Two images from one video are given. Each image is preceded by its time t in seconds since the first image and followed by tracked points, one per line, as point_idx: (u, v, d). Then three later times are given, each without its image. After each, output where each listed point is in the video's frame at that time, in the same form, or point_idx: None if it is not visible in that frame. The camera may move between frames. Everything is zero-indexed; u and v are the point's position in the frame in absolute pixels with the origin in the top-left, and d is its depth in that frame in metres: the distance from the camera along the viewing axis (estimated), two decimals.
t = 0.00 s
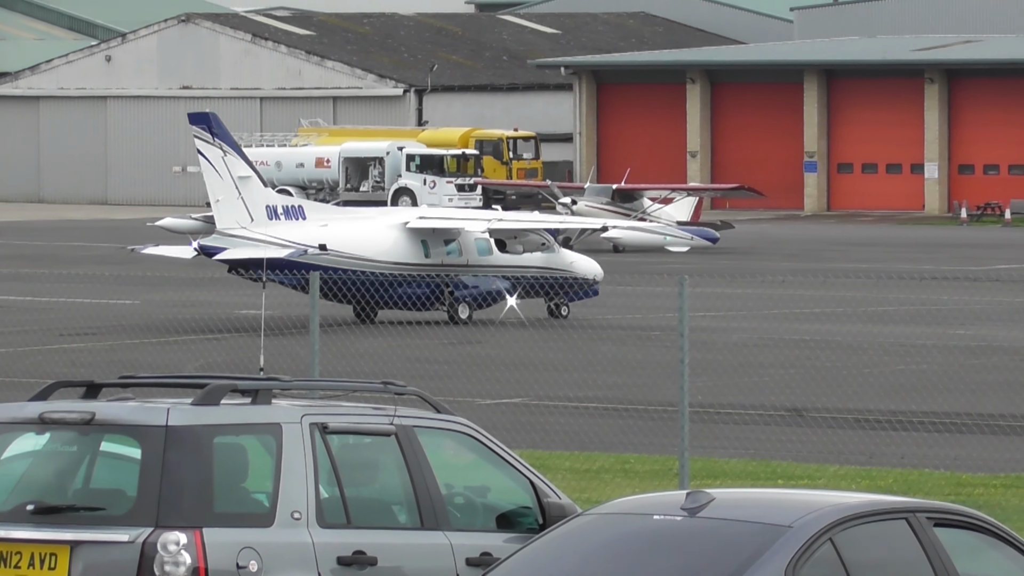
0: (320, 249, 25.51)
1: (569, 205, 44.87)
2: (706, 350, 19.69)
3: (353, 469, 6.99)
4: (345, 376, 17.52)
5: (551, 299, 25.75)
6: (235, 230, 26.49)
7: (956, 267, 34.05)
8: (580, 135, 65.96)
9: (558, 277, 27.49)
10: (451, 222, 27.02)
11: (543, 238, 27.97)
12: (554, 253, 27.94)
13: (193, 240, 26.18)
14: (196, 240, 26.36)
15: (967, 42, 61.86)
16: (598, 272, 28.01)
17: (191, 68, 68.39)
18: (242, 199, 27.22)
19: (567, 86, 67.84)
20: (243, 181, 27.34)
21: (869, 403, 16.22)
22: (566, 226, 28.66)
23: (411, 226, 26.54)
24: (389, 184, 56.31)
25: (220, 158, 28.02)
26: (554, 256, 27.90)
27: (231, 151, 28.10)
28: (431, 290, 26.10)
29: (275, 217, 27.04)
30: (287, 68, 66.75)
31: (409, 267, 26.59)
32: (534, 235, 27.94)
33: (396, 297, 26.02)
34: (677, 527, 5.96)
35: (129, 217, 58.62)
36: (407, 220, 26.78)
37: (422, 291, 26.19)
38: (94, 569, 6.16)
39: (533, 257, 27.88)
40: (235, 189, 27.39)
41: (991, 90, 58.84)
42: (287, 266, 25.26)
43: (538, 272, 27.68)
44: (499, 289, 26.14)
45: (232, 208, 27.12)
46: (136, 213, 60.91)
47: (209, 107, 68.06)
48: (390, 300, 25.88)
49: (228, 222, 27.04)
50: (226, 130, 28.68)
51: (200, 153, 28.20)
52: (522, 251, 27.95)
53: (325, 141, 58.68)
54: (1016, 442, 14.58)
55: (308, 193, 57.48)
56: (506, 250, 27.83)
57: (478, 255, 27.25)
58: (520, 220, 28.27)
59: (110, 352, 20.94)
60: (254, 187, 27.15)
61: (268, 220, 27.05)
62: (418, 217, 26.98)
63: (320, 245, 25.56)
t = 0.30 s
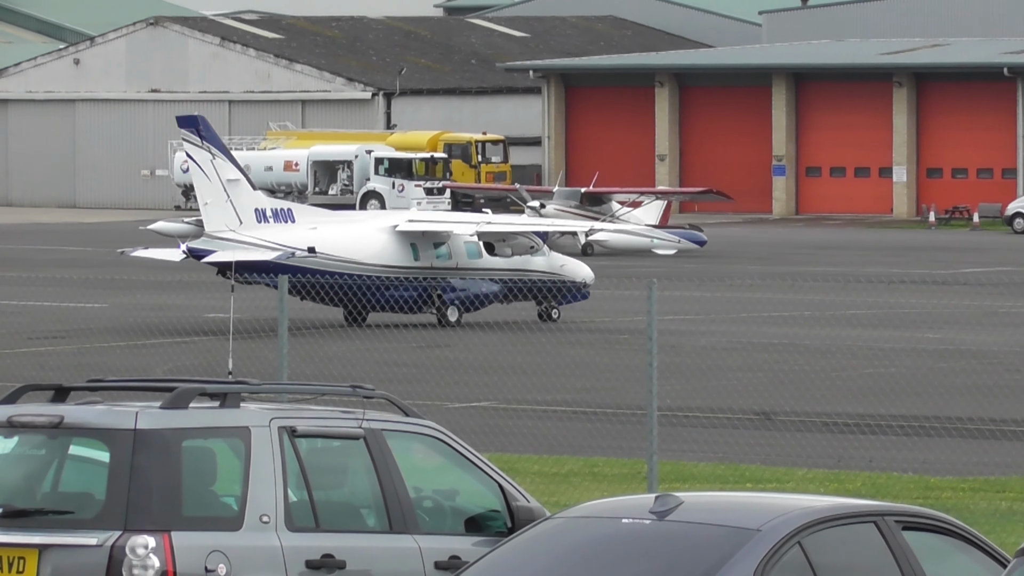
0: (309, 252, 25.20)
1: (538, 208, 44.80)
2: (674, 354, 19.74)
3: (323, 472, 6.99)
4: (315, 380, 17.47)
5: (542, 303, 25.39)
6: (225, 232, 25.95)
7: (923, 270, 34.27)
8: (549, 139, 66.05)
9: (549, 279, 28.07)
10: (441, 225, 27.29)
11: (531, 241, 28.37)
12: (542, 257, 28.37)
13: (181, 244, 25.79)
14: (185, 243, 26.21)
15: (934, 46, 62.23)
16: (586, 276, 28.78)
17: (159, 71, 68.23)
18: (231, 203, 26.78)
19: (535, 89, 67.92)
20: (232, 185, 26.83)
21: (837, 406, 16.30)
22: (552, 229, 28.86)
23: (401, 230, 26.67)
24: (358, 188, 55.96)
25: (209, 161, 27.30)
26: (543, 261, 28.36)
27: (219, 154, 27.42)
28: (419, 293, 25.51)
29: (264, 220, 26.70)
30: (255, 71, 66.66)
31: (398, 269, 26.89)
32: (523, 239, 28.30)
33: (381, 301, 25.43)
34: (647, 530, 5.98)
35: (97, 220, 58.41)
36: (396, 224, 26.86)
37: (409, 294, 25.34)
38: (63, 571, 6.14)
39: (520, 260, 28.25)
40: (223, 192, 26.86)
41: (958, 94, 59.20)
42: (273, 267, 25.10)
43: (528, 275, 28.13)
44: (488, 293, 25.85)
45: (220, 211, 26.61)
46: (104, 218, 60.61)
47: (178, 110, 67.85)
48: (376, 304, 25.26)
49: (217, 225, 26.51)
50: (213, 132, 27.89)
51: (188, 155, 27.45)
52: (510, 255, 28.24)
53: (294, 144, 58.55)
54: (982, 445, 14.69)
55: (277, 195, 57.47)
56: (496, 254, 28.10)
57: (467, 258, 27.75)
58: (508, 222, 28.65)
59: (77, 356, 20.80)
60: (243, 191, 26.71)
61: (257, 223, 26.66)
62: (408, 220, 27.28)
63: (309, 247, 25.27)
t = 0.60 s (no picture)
0: (309, 254, 25.56)
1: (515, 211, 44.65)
2: (651, 356, 19.74)
3: (299, 474, 6.98)
4: (292, 383, 17.44)
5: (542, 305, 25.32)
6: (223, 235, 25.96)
7: (903, 273, 34.32)
8: (526, 141, 66.09)
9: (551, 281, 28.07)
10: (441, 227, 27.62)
11: (530, 243, 28.39)
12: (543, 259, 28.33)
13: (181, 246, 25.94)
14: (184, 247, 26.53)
15: (912, 49, 62.42)
16: (589, 278, 28.55)
17: (137, 74, 68.06)
18: (230, 205, 26.84)
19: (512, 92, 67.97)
20: (230, 187, 26.88)
21: (816, 409, 16.32)
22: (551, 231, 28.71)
23: (400, 232, 26.93)
24: (336, 191, 55.82)
25: (208, 164, 27.36)
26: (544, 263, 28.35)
27: (218, 157, 27.48)
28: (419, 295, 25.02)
29: (263, 222, 26.65)
30: (233, 74, 66.55)
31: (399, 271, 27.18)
32: (521, 241, 28.32)
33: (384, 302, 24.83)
34: (626, 533, 6.00)
35: (74, 223, 58.19)
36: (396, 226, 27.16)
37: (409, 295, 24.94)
38: None
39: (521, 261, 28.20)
40: (222, 195, 26.90)
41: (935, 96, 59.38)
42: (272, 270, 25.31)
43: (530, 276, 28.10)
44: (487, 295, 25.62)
45: (219, 214, 26.65)
46: (81, 220, 60.45)
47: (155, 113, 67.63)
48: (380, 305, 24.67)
49: (216, 227, 26.56)
50: (211, 134, 27.95)
51: (186, 157, 27.51)
52: (510, 256, 28.21)
53: (271, 147, 58.49)
54: (959, 447, 14.75)
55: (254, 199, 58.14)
56: (495, 255, 28.07)
57: (468, 259, 27.79)
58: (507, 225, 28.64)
59: (54, 359, 20.75)
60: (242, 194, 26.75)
61: (256, 225, 26.64)
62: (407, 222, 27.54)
63: (309, 250, 25.59)
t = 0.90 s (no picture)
0: (315, 256, 25.74)
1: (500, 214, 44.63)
2: (635, 358, 19.73)
3: (282, 476, 6.98)
4: (274, 385, 17.42)
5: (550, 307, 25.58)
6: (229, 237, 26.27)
7: (887, 275, 34.35)
8: (509, 143, 66.13)
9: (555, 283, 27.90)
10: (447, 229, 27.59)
11: (537, 245, 28.20)
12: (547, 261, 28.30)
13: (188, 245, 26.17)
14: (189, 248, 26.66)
15: (894, 50, 62.54)
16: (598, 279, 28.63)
17: (119, 76, 67.92)
18: (236, 207, 26.93)
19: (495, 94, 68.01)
20: (236, 189, 27.02)
21: (798, 411, 16.33)
22: (557, 233, 28.47)
23: (406, 234, 26.99)
24: (318, 193, 56.60)
25: (214, 166, 27.48)
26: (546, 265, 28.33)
27: (224, 159, 27.59)
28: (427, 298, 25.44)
29: (269, 224, 26.68)
30: (215, 76, 66.48)
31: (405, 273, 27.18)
32: (528, 243, 28.10)
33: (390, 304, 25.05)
34: (607, 535, 6.02)
35: (54, 225, 58.01)
36: (403, 228, 27.22)
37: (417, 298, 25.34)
38: None
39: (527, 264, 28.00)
40: (228, 197, 27.02)
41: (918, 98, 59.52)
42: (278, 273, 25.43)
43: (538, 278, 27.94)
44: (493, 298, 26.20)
45: (225, 216, 26.77)
46: (63, 222, 60.43)
47: (138, 116, 67.49)
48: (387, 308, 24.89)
49: (222, 230, 26.68)
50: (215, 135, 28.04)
51: (191, 159, 27.58)
52: (516, 258, 27.88)
53: (254, 149, 58.46)
54: (942, 449, 14.77)
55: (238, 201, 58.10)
56: (501, 257, 27.64)
57: (474, 261, 27.45)
58: (514, 227, 28.34)
59: (38, 361, 20.70)
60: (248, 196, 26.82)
61: (263, 227, 26.65)
62: (413, 225, 27.58)
63: (315, 252, 25.80)
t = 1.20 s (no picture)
0: (322, 259, 25.97)
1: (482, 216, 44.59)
2: (615, 361, 19.72)
3: (263, 480, 6.98)
4: (256, 387, 17.40)
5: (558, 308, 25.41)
6: (236, 240, 26.89)
7: (868, 277, 34.44)
8: (490, 146, 66.15)
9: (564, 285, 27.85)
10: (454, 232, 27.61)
11: (542, 247, 28.48)
12: (552, 263, 28.60)
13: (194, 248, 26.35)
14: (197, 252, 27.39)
15: (875, 53, 62.73)
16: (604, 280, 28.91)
17: (101, 79, 67.77)
18: (242, 210, 27.53)
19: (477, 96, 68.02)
20: (242, 192, 27.65)
21: (779, 413, 16.32)
22: (563, 234, 28.63)
23: (413, 236, 26.92)
24: (299, 195, 56.23)
25: (220, 169, 28.21)
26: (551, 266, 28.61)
27: (230, 162, 28.30)
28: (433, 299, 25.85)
29: (276, 226, 27.14)
30: (197, 78, 66.35)
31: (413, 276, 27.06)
32: (533, 245, 28.36)
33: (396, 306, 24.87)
34: (590, 537, 6.02)
35: (34, 228, 57.78)
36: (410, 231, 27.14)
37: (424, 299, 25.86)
38: None
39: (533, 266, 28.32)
40: (234, 200, 27.62)
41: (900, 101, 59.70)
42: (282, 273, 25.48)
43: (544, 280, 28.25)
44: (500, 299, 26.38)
45: (231, 218, 27.37)
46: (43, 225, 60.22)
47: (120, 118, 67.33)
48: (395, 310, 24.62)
49: (228, 232, 27.28)
50: (222, 137, 28.72)
51: (198, 164, 28.33)
52: (521, 260, 28.27)
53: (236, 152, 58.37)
54: (923, 452, 14.81)
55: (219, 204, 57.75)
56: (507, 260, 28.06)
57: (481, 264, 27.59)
58: (519, 227, 28.62)
59: (19, 364, 20.65)
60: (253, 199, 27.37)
61: (268, 229, 27.19)
62: (420, 227, 27.53)
63: (322, 255, 26.02)
